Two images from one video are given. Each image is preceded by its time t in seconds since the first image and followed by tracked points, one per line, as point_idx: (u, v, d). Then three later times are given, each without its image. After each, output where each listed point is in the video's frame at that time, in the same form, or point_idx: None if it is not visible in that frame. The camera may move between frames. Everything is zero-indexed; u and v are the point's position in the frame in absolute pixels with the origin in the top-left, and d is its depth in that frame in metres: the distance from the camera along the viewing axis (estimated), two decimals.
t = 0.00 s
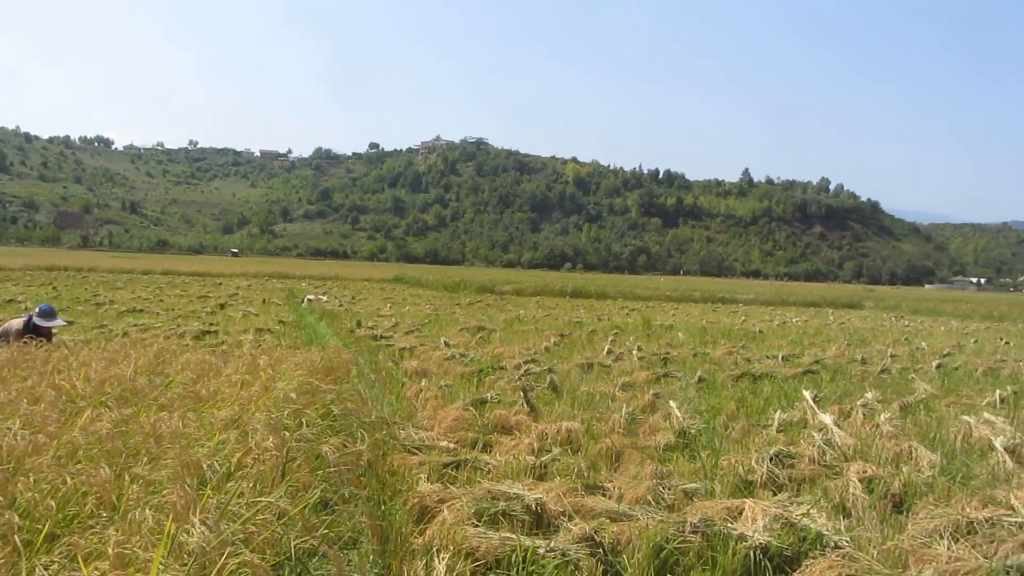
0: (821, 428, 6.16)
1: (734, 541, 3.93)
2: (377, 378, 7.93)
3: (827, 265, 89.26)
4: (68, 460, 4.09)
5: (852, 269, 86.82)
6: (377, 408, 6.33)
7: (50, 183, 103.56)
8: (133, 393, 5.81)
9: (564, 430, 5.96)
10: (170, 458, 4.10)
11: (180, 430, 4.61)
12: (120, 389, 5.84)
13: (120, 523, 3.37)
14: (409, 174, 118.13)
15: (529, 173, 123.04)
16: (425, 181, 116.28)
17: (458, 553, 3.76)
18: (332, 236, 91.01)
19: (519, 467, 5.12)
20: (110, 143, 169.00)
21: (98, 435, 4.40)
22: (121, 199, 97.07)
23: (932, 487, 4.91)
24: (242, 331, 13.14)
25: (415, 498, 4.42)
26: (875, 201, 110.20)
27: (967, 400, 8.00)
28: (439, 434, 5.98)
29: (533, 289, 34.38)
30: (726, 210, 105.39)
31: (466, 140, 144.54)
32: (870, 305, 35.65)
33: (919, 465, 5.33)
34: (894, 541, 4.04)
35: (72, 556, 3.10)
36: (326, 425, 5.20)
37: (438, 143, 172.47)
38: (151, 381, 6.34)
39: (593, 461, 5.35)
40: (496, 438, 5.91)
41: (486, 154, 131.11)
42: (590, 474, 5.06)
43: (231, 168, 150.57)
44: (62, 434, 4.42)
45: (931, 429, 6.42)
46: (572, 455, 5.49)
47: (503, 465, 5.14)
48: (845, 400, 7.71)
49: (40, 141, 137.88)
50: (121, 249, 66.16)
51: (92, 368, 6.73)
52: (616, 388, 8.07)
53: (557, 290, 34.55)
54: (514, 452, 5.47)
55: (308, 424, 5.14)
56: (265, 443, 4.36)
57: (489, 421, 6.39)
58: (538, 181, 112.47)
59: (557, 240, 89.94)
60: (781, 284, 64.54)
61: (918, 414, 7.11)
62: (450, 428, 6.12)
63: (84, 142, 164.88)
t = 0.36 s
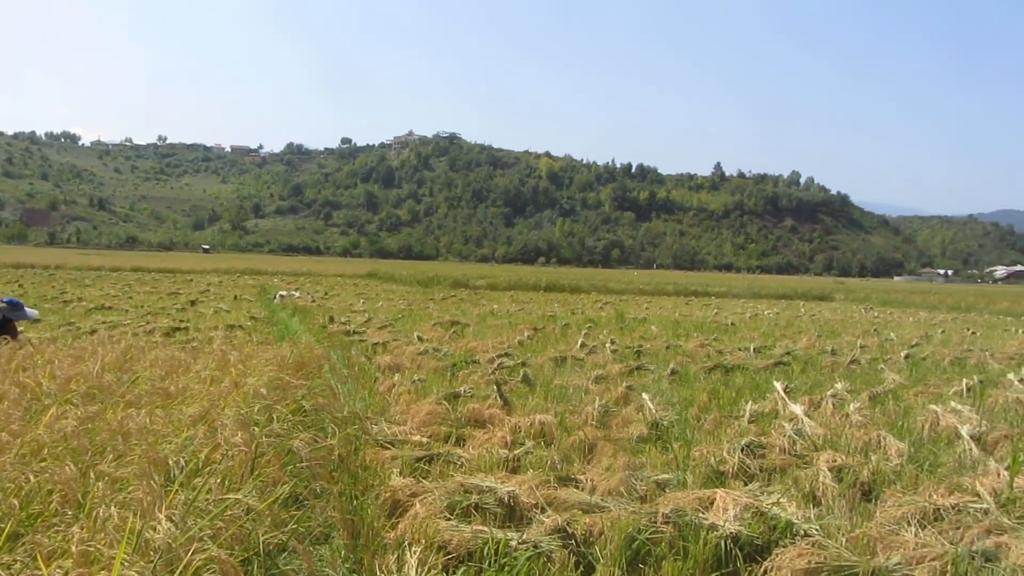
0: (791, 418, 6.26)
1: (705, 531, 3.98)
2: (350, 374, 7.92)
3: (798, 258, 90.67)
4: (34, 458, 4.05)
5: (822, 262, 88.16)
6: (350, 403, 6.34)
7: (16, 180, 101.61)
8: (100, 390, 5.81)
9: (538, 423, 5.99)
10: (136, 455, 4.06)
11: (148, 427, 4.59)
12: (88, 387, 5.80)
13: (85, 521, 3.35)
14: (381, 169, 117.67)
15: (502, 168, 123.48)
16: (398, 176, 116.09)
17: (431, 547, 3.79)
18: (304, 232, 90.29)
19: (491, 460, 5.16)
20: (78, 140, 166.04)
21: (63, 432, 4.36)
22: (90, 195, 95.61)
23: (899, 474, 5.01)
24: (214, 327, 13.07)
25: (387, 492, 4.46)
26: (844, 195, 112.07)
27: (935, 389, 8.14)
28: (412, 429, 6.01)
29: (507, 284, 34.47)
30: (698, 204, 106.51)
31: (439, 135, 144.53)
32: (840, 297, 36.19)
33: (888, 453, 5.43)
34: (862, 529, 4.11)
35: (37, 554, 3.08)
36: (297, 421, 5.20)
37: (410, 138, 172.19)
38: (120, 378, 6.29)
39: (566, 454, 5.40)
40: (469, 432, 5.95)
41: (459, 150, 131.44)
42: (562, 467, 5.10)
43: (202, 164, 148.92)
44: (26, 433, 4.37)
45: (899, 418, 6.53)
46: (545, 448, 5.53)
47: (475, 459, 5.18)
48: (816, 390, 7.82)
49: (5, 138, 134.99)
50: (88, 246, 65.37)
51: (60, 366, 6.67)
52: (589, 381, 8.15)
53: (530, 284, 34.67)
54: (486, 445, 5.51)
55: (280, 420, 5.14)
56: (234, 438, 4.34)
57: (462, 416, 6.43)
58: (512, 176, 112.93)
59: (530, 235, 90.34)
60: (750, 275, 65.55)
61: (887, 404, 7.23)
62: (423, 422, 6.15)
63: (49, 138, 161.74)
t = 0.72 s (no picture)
0: (764, 408, 6.35)
1: (676, 521, 4.01)
2: (323, 369, 7.92)
3: (771, 251, 91.76)
4: None
5: (795, 254, 89.33)
6: (323, 397, 6.34)
7: None
8: (67, 384, 5.78)
9: (511, 416, 6.01)
10: (102, 449, 4.02)
11: (114, 421, 4.54)
12: (53, 382, 5.74)
13: (51, 516, 3.31)
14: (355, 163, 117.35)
15: (477, 162, 123.86)
16: (372, 170, 115.83)
17: (402, 538, 3.81)
18: (277, 226, 89.61)
19: (463, 452, 5.18)
20: (46, 134, 163.19)
21: (28, 428, 4.31)
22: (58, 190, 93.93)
23: (869, 463, 5.07)
24: (184, 322, 12.95)
25: (358, 486, 4.50)
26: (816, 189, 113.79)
27: (903, 378, 8.26)
28: (385, 422, 6.03)
29: (482, 277, 34.48)
30: (672, 198, 107.55)
31: (413, 129, 144.36)
32: (812, 289, 36.65)
33: (858, 442, 5.51)
34: (832, 516, 4.17)
35: None
36: (268, 414, 5.19)
37: (384, 132, 171.72)
38: (87, 375, 6.23)
39: (539, 446, 5.43)
40: (443, 425, 5.96)
41: (433, 143, 131.85)
42: (534, 458, 5.14)
43: (173, 158, 147.11)
44: None
45: (870, 407, 6.62)
46: (519, 440, 5.55)
47: (448, 451, 5.20)
48: (787, 381, 7.92)
49: None
50: (57, 241, 64.59)
51: (27, 362, 6.58)
52: (563, 373, 8.20)
53: (505, 278, 34.72)
54: (460, 438, 5.52)
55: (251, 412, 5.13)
56: (203, 432, 4.30)
57: (436, 409, 6.45)
58: (486, 170, 113.31)
59: (504, 229, 90.64)
60: (719, 268, 66.40)
61: (856, 394, 7.34)
62: (397, 416, 6.18)
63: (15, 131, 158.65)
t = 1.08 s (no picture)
0: (733, 402, 6.43)
1: (646, 513, 4.06)
2: (293, 366, 7.89)
3: (743, 246, 92.90)
4: None
5: (766, 250, 90.39)
6: (293, 394, 6.33)
7: None
8: (30, 383, 5.71)
9: (483, 411, 6.04)
10: (65, 447, 3.99)
11: (78, 420, 4.50)
12: (17, 381, 5.67)
13: (14, 516, 3.28)
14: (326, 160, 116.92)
15: (449, 159, 124.16)
16: (344, 166, 115.49)
17: (372, 535, 3.84)
18: (248, 223, 88.78)
19: (435, 447, 5.21)
20: (9, 130, 159.95)
21: None
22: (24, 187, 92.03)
23: (838, 454, 5.14)
24: (152, 320, 12.81)
25: (328, 483, 4.53)
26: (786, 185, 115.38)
27: (871, 371, 8.39)
28: (356, 419, 6.05)
29: (455, 274, 34.46)
30: (644, 195, 108.91)
31: (385, 126, 144.36)
32: (781, 284, 37.14)
33: (826, 434, 5.60)
34: (800, 506, 4.24)
35: None
36: (238, 411, 5.17)
37: (356, 128, 171.19)
38: (52, 373, 6.16)
39: (511, 440, 5.46)
40: (415, 421, 5.99)
41: (406, 140, 132.54)
42: (506, 453, 5.17)
43: (141, 155, 145.06)
44: None
45: (838, 399, 6.72)
46: (490, 436, 5.58)
47: (419, 447, 5.24)
48: (757, 374, 8.01)
49: None
50: (22, 239, 63.55)
51: None
52: (535, 368, 8.24)
53: (478, 274, 34.76)
54: (431, 434, 5.56)
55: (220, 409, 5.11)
56: (169, 430, 4.27)
57: (408, 405, 6.48)
58: (459, 166, 113.56)
59: (478, 225, 90.88)
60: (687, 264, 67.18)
61: (826, 386, 7.44)
62: (368, 412, 6.20)
63: None
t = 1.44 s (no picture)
0: (706, 395, 6.49)
1: (617, 505, 4.10)
2: (266, 359, 7.86)
3: (717, 242, 93.70)
4: None
5: (740, 246, 91.10)
6: (265, 387, 6.32)
7: None
8: None
9: (456, 404, 6.05)
10: (30, 440, 3.95)
11: (43, 411, 4.45)
12: None
13: None
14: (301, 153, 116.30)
15: (425, 152, 124.29)
16: (318, 160, 115.11)
17: (342, 527, 3.87)
18: (221, 216, 87.98)
19: (406, 440, 5.24)
20: None
21: None
22: None
23: (807, 447, 5.21)
24: (123, 313, 12.67)
25: (298, 476, 4.56)
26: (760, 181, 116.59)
27: (842, 365, 8.49)
28: (328, 412, 6.06)
29: (430, 268, 34.41)
30: (621, 190, 109.64)
31: (361, 120, 144.17)
32: (755, 280, 37.48)
33: (796, 427, 5.67)
34: (768, 498, 4.30)
35: None
36: (208, 403, 5.15)
37: (331, 121, 170.51)
38: (17, 366, 6.08)
39: (483, 433, 5.49)
40: (387, 414, 6.02)
41: (381, 134, 132.70)
42: (478, 445, 5.20)
43: (114, 147, 143.19)
44: None
45: (809, 393, 6.80)
46: (463, 428, 5.60)
47: (391, 440, 5.27)
48: (729, 368, 8.08)
49: None
50: None
51: None
52: (509, 362, 8.26)
53: (453, 268, 34.73)
54: (403, 427, 5.59)
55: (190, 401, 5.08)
56: (135, 421, 4.22)
57: (380, 398, 6.48)
58: (435, 161, 113.81)
59: (454, 219, 90.98)
60: (659, 259, 67.76)
61: (798, 380, 7.52)
62: (340, 405, 6.22)
63: None
